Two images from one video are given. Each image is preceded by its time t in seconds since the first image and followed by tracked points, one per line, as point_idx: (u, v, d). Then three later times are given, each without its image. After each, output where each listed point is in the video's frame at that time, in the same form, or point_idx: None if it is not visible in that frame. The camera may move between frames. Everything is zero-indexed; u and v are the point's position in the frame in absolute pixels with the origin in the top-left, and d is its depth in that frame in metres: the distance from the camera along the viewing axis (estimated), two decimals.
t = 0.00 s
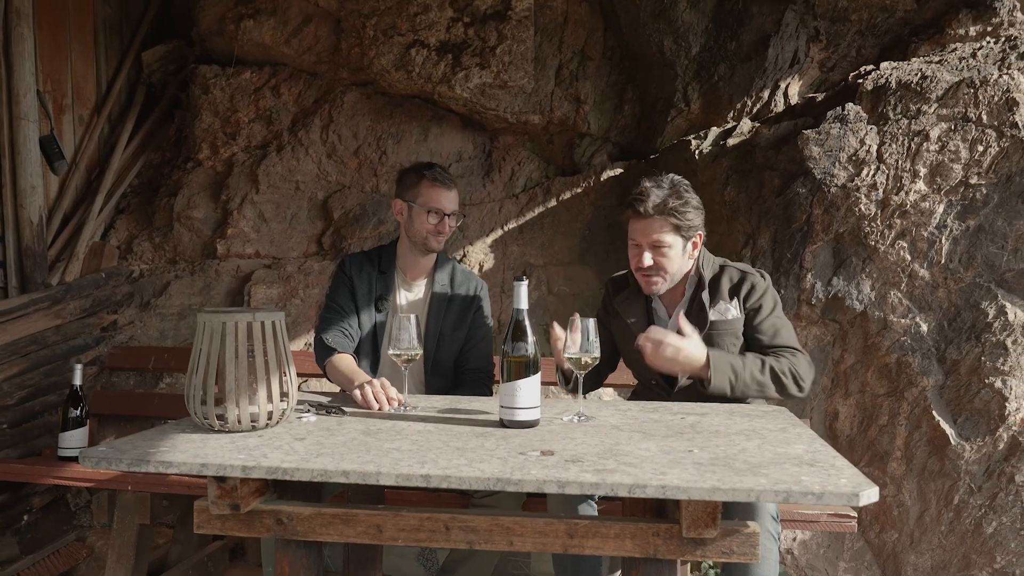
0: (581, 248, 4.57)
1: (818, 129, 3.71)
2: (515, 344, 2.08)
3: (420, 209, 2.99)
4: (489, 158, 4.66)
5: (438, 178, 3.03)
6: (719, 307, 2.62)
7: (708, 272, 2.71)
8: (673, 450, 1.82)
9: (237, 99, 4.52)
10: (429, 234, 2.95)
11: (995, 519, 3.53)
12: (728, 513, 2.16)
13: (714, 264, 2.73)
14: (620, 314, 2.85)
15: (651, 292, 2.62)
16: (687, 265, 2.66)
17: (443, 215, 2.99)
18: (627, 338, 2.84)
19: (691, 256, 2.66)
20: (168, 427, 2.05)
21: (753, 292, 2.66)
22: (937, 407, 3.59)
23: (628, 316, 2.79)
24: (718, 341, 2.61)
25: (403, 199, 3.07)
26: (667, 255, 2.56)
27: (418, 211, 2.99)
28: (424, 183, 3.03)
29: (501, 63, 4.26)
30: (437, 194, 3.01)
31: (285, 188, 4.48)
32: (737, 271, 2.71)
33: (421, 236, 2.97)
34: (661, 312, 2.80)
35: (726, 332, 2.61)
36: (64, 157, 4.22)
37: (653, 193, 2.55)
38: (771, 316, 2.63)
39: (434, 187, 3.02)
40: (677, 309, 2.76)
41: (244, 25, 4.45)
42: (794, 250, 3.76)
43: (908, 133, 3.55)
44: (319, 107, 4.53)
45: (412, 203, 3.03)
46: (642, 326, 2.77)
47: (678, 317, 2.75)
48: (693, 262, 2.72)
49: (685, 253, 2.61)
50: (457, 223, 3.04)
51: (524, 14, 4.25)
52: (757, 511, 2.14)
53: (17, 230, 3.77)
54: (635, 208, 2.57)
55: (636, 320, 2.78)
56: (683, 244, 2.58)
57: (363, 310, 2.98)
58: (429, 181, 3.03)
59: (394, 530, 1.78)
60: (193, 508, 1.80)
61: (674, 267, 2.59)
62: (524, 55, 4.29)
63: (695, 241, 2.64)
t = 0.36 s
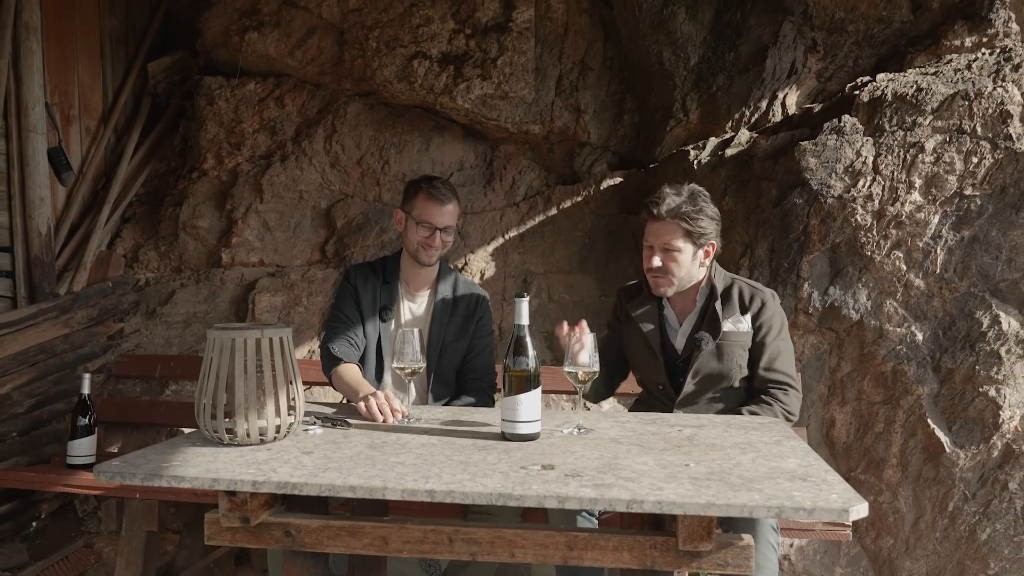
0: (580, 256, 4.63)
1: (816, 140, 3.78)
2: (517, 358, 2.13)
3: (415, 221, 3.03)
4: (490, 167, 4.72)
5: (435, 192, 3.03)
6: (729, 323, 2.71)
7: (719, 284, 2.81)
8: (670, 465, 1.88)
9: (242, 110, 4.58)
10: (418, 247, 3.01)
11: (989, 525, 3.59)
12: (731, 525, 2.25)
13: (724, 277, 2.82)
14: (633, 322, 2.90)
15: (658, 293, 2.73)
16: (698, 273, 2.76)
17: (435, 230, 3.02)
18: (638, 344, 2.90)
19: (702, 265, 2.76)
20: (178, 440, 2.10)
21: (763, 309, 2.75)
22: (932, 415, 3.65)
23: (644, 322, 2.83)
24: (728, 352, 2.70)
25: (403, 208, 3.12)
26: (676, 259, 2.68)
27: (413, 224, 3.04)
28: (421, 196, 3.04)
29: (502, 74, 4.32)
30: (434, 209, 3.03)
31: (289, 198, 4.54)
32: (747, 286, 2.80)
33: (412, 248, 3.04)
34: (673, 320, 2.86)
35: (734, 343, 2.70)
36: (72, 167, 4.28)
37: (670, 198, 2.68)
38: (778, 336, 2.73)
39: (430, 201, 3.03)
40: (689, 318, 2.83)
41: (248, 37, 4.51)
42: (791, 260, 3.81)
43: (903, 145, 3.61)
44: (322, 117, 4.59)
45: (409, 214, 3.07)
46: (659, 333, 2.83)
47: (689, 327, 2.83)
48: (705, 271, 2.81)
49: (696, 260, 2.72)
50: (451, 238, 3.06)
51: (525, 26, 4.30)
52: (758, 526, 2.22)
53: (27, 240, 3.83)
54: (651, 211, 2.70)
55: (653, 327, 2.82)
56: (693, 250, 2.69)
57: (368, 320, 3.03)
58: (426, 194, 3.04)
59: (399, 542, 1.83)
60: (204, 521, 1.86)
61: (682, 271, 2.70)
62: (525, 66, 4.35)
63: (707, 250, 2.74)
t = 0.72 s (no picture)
0: (580, 261, 4.66)
1: (813, 148, 3.79)
2: (517, 369, 2.15)
3: (423, 226, 3.07)
4: (490, 173, 4.75)
5: (445, 199, 3.06)
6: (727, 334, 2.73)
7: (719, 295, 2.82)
8: (669, 477, 1.90)
9: (243, 117, 4.61)
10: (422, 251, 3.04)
11: (984, 530, 3.63)
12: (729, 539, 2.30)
13: (724, 289, 2.84)
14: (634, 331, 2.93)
15: (659, 304, 2.74)
16: (700, 285, 2.76)
17: (440, 236, 3.04)
18: (637, 353, 2.94)
19: (704, 276, 2.76)
20: (183, 452, 2.13)
21: (760, 320, 2.78)
22: (927, 421, 3.68)
23: (648, 331, 2.86)
24: (725, 363, 2.73)
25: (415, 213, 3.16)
26: (679, 270, 2.68)
27: (421, 229, 3.07)
28: (431, 203, 3.08)
29: (501, 80, 4.34)
30: (441, 216, 3.05)
31: (290, 204, 4.57)
32: (746, 298, 2.82)
33: (418, 251, 3.08)
34: (673, 330, 2.89)
35: (732, 354, 2.72)
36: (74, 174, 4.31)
37: (675, 209, 2.68)
38: (776, 346, 2.76)
39: (439, 208, 3.06)
40: (689, 328, 2.85)
41: (249, 44, 4.53)
42: (788, 266, 3.85)
43: (900, 153, 3.63)
44: (322, 124, 4.62)
45: (419, 219, 3.10)
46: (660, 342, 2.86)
47: (689, 337, 2.85)
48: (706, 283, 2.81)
49: (698, 271, 2.72)
50: (457, 246, 3.08)
51: (524, 33, 4.33)
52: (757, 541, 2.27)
53: (29, 247, 3.85)
54: (656, 221, 2.70)
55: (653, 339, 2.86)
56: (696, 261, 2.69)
57: (375, 326, 3.06)
58: (436, 201, 3.07)
59: (401, 553, 1.86)
60: (210, 532, 1.88)
61: (683, 282, 2.70)
62: (524, 73, 4.37)
63: (708, 262, 2.75)
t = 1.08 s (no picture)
0: (575, 262, 4.66)
1: (808, 151, 3.79)
2: (513, 376, 2.18)
3: (440, 229, 3.10)
4: (485, 174, 4.75)
5: (466, 205, 3.09)
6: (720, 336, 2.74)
7: (712, 299, 2.82)
8: (665, 487, 1.91)
9: (237, 118, 4.60)
10: (439, 254, 3.05)
11: (977, 533, 3.65)
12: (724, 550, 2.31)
13: (717, 293, 2.84)
14: (629, 335, 2.95)
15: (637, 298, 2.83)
16: (677, 284, 2.75)
17: (458, 240, 3.06)
18: (631, 356, 2.94)
19: (681, 276, 2.74)
20: (179, 462, 2.13)
21: (756, 323, 2.78)
22: (921, 423, 3.70)
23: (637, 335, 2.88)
24: (719, 367, 2.73)
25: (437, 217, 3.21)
26: (644, 267, 2.73)
27: (440, 232, 3.10)
28: (452, 208, 3.11)
29: (496, 82, 4.33)
30: (461, 221, 3.09)
31: (285, 205, 4.57)
32: (740, 302, 2.82)
33: (435, 255, 3.08)
34: (667, 332, 2.91)
35: (726, 357, 2.72)
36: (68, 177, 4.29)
37: (642, 207, 2.76)
38: (772, 348, 2.76)
39: (460, 214, 3.09)
40: (681, 332, 2.87)
41: (244, 45, 4.51)
42: (783, 269, 3.85)
43: (895, 156, 3.64)
44: (317, 125, 4.61)
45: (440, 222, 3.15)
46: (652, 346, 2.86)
47: (681, 340, 2.86)
48: (696, 285, 2.81)
49: (670, 268, 2.72)
50: (474, 253, 3.09)
51: (520, 34, 4.32)
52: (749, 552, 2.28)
53: (23, 251, 3.84)
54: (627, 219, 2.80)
55: (647, 341, 2.87)
56: (662, 258, 2.70)
57: (382, 328, 3.05)
58: (457, 207, 3.11)
59: (398, 563, 1.86)
60: (206, 542, 1.88)
61: (652, 279, 2.74)
62: (519, 74, 4.37)
63: (684, 261, 2.72)
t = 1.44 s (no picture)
0: (570, 261, 4.65)
1: (803, 151, 3.79)
2: (508, 382, 2.15)
3: (424, 231, 3.07)
4: (480, 172, 4.73)
5: (448, 205, 3.06)
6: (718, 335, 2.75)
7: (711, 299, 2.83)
8: (660, 494, 1.90)
9: (230, 116, 4.57)
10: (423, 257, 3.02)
11: (970, 532, 3.68)
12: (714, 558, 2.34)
13: (716, 295, 2.84)
14: (625, 339, 2.92)
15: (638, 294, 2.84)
16: (678, 279, 2.80)
17: (441, 240, 3.03)
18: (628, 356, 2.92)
19: (683, 270, 2.80)
20: (171, 469, 2.11)
21: (754, 324, 2.79)
22: (915, 423, 3.71)
23: (636, 336, 2.87)
24: (715, 365, 2.73)
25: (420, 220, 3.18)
26: (650, 259, 2.77)
27: (423, 233, 3.07)
28: (434, 209, 3.08)
29: (491, 81, 4.31)
30: (445, 221, 3.06)
31: (278, 204, 4.54)
32: (738, 303, 2.82)
33: (418, 257, 3.05)
34: (662, 333, 2.90)
35: (723, 355, 2.73)
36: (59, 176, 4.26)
37: (649, 203, 2.82)
38: (769, 350, 2.76)
39: (442, 214, 3.06)
40: (678, 332, 2.87)
41: (236, 43, 4.48)
42: (778, 269, 3.85)
43: (889, 156, 3.64)
44: (311, 123, 4.58)
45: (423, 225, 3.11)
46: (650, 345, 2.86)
47: (679, 339, 2.86)
48: (693, 285, 2.85)
49: (673, 262, 2.77)
50: (460, 251, 3.06)
51: (514, 32, 4.30)
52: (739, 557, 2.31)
53: (13, 251, 3.81)
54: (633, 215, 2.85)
55: (644, 340, 2.86)
56: (668, 250, 2.75)
57: (369, 335, 3.04)
58: (439, 207, 3.07)
59: (392, 572, 1.85)
60: (199, 551, 1.87)
61: (655, 273, 2.77)
62: (514, 73, 4.34)
63: (687, 255, 2.78)
